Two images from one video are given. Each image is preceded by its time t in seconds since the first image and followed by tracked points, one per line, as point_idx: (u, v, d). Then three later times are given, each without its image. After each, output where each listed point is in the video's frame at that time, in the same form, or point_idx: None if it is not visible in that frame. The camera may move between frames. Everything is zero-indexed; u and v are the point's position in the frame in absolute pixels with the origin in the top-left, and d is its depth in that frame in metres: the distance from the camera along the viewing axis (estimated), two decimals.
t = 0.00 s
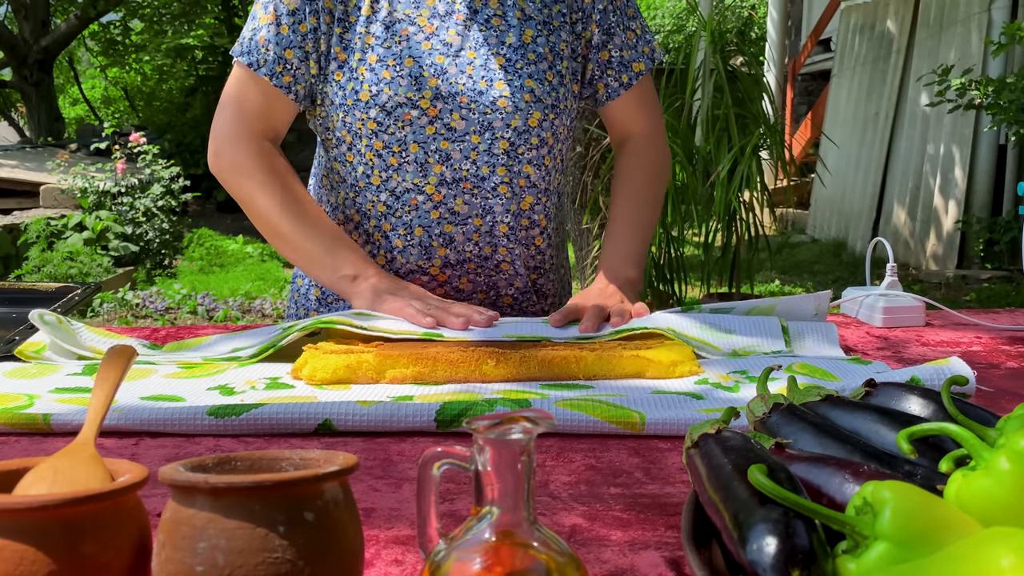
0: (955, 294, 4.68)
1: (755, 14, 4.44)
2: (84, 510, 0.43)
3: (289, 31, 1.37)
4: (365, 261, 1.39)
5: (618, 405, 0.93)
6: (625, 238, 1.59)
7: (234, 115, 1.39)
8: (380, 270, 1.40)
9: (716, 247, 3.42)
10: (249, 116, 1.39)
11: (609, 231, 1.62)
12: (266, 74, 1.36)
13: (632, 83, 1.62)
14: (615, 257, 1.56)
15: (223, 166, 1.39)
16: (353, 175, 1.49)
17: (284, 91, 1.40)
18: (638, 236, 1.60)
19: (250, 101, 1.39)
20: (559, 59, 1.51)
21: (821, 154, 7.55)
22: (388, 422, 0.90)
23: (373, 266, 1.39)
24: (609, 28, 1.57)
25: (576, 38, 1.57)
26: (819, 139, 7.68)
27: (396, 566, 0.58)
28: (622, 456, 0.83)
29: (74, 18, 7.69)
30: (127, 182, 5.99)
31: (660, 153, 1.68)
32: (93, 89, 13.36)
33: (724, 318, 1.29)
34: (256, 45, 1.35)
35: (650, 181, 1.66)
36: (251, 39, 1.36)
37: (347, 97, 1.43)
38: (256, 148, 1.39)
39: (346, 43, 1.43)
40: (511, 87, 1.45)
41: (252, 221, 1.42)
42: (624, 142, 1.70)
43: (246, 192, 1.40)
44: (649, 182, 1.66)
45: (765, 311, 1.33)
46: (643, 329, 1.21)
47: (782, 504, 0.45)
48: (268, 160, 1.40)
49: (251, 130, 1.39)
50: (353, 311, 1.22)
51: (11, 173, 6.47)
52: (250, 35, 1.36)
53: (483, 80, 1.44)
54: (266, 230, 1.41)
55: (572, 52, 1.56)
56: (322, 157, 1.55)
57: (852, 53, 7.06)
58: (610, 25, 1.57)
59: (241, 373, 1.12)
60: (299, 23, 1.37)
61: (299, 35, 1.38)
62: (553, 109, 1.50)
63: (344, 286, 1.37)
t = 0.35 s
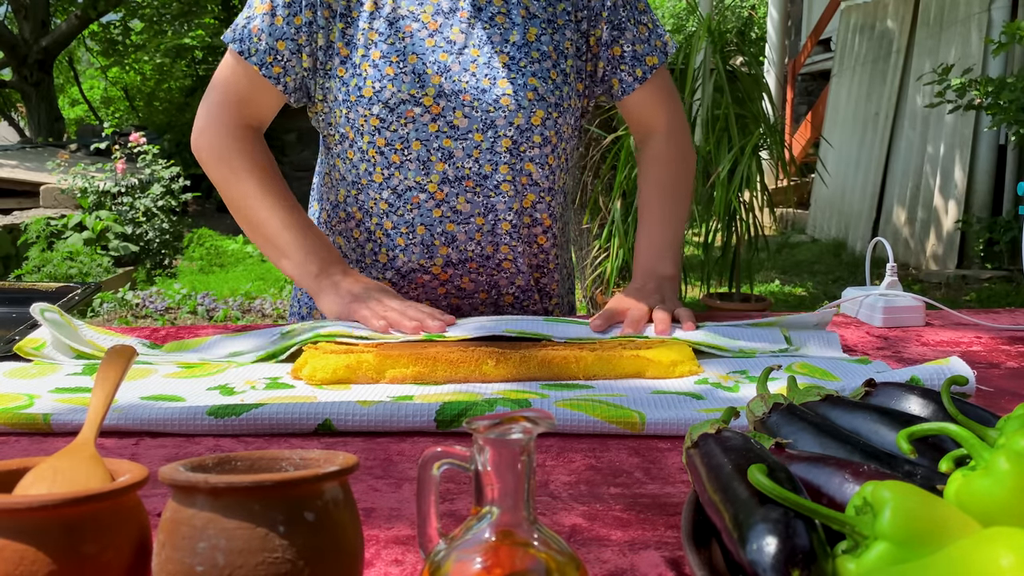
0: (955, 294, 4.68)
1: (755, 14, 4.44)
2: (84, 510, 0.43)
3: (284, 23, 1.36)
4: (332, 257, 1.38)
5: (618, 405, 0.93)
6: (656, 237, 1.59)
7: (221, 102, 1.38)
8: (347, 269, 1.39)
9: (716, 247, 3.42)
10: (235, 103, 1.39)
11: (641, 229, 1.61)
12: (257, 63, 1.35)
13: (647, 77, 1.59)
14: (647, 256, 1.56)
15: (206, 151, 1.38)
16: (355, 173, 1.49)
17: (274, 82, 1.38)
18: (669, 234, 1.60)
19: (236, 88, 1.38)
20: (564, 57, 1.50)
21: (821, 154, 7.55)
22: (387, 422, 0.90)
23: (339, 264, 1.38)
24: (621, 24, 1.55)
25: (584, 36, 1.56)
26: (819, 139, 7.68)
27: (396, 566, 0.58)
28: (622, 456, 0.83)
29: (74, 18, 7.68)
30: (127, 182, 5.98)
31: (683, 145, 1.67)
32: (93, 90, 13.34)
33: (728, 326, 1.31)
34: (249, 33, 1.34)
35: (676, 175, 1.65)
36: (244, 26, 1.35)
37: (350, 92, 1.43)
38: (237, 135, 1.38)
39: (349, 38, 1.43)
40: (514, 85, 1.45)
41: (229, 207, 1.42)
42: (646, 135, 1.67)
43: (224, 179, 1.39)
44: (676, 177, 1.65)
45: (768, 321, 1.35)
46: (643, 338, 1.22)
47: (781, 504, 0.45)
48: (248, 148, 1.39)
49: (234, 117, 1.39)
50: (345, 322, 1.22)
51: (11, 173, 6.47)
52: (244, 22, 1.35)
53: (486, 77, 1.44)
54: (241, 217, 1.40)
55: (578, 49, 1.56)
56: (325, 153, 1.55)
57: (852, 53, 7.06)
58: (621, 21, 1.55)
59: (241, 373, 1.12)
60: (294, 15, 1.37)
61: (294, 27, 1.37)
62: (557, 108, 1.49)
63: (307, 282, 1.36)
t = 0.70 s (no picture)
0: (955, 294, 4.68)
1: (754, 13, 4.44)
2: (84, 511, 0.43)
3: (322, 35, 1.33)
4: (450, 266, 1.34)
5: (618, 405, 0.93)
6: (656, 229, 1.58)
7: (295, 126, 1.32)
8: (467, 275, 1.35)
9: (716, 247, 3.42)
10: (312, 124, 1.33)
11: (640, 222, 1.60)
12: (311, 80, 1.31)
13: (638, 69, 1.62)
14: (649, 249, 1.55)
15: (294, 179, 1.31)
16: (363, 174, 1.47)
17: (331, 95, 1.36)
18: (671, 227, 1.59)
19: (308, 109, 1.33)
20: (565, 51, 1.52)
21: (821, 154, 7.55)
22: (388, 422, 0.90)
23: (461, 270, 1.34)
24: (614, 16, 1.57)
25: (578, 29, 1.57)
26: (819, 139, 7.68)
27: (396, 566, 0.58)
28: (622, 456, 0.83)
29: (74, 18, 7.68)
30: (127, 182, 5.98)
31: (681, 137, 1.66)
32: (93, 90, 13.35)
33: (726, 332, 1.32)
34: (294, 55, 1.29)
35: (675, 168, 1.64)
36: (286, 50, 1.30)
37: (360, 96, 1.41)
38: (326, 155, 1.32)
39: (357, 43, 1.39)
40: (523, 80, 1.46)
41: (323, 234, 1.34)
42: (640, 129, 1.67)
43: (320, 205, 1.32)
44: (674, 169, 1.64)
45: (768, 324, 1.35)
46: (642, 339, 1.22)
47: (782, 504, 0.45)
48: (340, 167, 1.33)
49: (315, 138, 1.33)
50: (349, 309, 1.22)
51: (11, 173, 6.47)
52: (284, 47, 1.30)
53: (493, 74, 1.44)
54: (344, 243, 1.33)
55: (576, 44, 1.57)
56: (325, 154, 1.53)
57: (852, 52, 7.06)
58: (613, 13, 1.57)
59: (241, 373, 1.12)
60: (328, 25, 1.34)
61: (331, 37, 1.35)
62: (563, 101, 1.51)
63: (434, 293, 1.31)
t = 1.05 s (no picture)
0: (955, 294, 4.69)
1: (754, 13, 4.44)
2: (84, 510, 0.43)
3: (283, 30, 1.40)
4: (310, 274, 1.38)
5: (618, 405, 0.93)
6: (657, 232, 1.57)
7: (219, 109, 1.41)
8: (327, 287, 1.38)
9: (716, 247, 3.42)
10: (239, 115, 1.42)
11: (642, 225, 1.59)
12: (256, 69, 1.39)
13: (638, 68, 1.56)
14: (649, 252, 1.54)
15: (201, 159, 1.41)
16: (359, 173, 1.50)
17: (273, 88, 1.42)
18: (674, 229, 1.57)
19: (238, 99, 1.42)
20: (558, 50, 1.51)
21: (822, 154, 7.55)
22: (387, 422, 0.90)
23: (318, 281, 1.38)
24: (611, 16, 1.54)
25: (574, 29, 1.55)
26: (819, 139, 7.68)
27: (396, 565, 0.58)
28: (622, 456, 0.83)
29: (74, 18, 7.68)
30: (127, 182, 5.98)
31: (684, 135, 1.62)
32: (93, 89, 13.35)
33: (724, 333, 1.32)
34: (247, 40, 1.38)
35: (677, 167, 1.61)
36: (243, 35, 1.39)
37: (348, 95, 1.44)
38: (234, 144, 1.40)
39: (346, 43, 1.44)
40: (511, 78, 1.45)
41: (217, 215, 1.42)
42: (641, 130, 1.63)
43: (218, 188, 1.40)
44: (676, 169, 1.61)
45: (767, 324, 1.34)
46: (642, 338, 1.21)
47: (782, 504, 0.45)
48: (245, 158, 1.41)
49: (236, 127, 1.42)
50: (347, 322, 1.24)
51: (11, 173, 6.47)
52: (243, 31, 1.39)
53: (481, 72, 1.44)
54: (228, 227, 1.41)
55: (571, 43, 1.55)
56: (332, 156, 1.55)
57: (852, 53, 7.06)
58: (611, 12, 1.54)
59: (241, 373, 1.12)
60: (293, 23, 1.40)
61: (293, 35, 1.41)
62: (553, 99, 1.49)
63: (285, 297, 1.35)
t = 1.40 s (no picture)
0: (955, 294, 4.68)
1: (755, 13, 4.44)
2: (84, 510, 0.43)
3: (273, 23, 1.42)
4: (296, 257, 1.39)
5: (619, 405, 0.93)
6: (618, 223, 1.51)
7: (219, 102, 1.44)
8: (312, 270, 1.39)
9: (717, 247, 3.42)
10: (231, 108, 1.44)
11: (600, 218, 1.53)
12: (245, 61, 1.41)
13: (629, 62, 1.53)
14: (594, 245, 1.50)
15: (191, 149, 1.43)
16: (352, 167, 1.50)
17: (263, 81, 1.44)
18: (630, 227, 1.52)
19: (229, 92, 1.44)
20: (552, 40, 1.50)
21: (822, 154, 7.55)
22: (388, 422, 0.90)
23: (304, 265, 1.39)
24: (602, 9, 1.52)
25: (568, 21, 1.54)
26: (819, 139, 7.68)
27: (396, 566, 0.58)
28: (622, 456, 0.83)
29: (75, 18, 7.68)
30: (127, 182, 5.98)
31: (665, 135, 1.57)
32: (93, 89, 13.36)
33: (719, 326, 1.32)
34: (239, 34, 1.40)
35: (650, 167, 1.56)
36: (236, 29, 1.42)
37: (343, 86, 1.44)
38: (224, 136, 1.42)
39: (339, 35, 1.44)
40: (503, 68, 1.44)
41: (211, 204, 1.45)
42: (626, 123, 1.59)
43: (209, 179, 1.42)
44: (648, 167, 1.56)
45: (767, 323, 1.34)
46: (643, 337, 1.21)
47: (782, 503, 0.45)
48: (235, 148, 1.43)
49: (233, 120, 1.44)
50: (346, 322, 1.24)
51: (11, 173, 6.47)
52: (236, 25, 1.42)
53: (473, 63, 1.44)
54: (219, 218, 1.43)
55: (566, 35, 1.54)
56: (330, 151, 1.56)
57: (852, 53, 7.06)
58: (602, 6, 1.52)
59: (241, 373, 1.12)
60: (282, 16, 1.42)
61: (282, 28, 1.43)
62: (547, 88, 1.48)
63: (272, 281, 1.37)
